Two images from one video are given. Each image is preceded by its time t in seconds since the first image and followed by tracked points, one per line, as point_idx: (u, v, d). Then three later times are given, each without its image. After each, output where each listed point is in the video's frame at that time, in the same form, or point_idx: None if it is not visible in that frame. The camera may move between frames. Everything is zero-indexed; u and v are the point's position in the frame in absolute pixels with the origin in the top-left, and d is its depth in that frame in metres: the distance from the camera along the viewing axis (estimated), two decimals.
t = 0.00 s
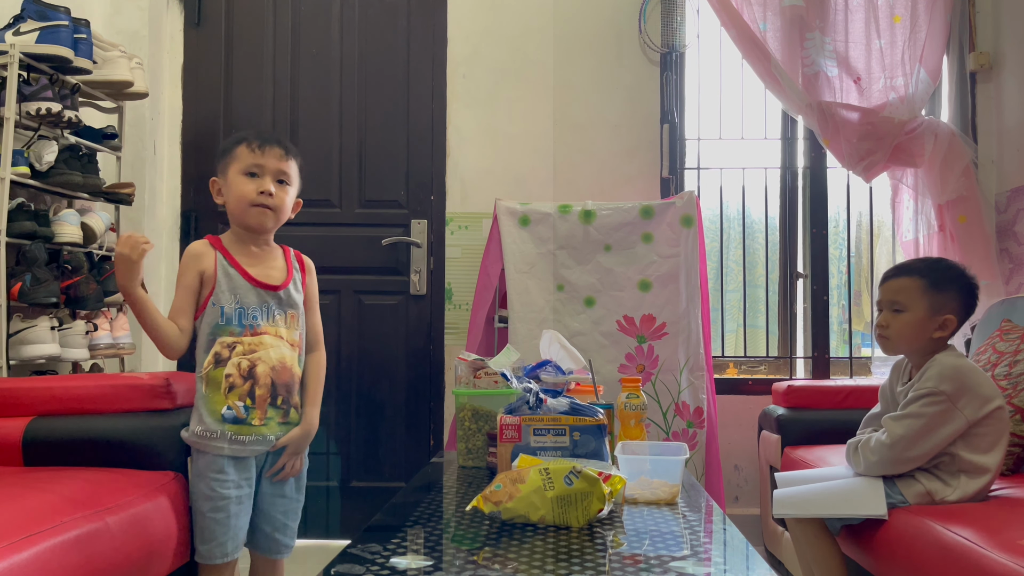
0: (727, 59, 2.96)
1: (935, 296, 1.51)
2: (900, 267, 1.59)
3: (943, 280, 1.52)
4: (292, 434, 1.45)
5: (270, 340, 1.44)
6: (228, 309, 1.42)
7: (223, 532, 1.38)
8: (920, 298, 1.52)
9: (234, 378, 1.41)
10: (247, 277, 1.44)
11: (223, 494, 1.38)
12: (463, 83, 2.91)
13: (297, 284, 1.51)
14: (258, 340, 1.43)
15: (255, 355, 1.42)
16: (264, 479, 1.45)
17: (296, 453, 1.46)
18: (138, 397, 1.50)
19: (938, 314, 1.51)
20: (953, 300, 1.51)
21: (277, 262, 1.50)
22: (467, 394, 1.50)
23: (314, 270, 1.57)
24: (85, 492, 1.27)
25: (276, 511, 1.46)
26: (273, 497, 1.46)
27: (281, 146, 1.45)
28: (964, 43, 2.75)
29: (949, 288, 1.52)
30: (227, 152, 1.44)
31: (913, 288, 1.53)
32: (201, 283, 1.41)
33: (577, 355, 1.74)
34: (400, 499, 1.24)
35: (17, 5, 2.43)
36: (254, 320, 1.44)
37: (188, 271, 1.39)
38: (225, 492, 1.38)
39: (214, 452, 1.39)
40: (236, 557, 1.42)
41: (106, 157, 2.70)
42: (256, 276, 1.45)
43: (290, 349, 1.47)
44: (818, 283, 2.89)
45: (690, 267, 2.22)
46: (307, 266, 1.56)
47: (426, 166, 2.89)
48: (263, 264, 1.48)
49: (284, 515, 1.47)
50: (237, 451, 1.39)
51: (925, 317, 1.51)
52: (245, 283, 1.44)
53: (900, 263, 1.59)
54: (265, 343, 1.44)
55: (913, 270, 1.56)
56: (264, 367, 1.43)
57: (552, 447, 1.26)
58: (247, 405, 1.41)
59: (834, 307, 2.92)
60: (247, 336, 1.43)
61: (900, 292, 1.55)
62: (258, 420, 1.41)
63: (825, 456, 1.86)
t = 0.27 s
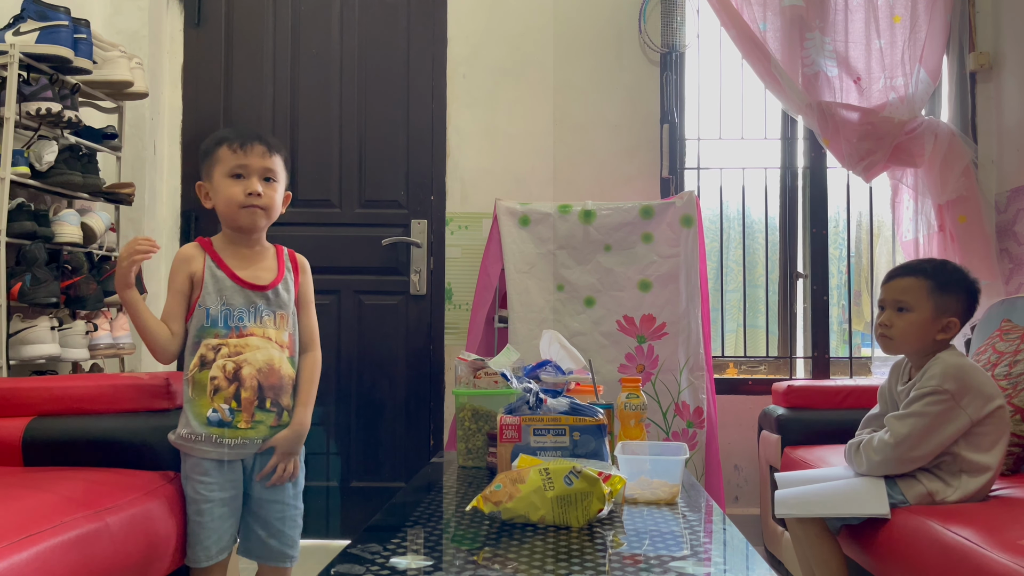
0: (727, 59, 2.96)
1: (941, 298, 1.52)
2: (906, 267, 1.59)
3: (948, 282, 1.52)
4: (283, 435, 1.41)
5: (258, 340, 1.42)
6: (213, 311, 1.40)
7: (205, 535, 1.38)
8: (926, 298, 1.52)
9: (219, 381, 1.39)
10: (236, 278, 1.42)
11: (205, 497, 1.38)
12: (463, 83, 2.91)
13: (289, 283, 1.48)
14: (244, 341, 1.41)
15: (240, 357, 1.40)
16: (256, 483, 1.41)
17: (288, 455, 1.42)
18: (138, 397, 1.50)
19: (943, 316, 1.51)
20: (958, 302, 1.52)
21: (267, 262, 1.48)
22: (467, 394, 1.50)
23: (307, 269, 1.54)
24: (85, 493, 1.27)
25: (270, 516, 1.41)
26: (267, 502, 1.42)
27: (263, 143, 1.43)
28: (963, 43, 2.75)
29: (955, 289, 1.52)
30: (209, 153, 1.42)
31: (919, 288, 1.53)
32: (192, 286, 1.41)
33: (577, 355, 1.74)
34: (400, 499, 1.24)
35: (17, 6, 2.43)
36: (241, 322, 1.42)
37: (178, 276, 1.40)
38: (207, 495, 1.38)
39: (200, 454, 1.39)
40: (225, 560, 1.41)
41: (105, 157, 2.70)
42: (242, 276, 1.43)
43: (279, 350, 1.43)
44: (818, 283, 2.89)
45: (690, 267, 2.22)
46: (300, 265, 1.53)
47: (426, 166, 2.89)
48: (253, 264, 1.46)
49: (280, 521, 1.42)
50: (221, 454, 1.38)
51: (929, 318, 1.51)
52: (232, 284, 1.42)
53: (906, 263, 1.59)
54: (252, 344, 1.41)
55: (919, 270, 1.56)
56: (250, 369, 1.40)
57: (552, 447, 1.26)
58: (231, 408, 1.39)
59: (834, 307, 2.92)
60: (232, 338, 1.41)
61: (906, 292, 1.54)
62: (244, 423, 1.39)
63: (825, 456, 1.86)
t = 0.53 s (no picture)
0: (727, 59, 2.96)
1: (938, 298, 1.51)
2: (906, 267, 1.59)
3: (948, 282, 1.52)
4: (283, 439, 1.40)
5: (262, 340, 1.41)
6: (218, 312, 1.41)
7: (205, 533, 1.38)
8: (924, 298, 1.52)
9: (222, 380, 1.38)
10: (240, 280, 1.43)
11: (204, 495, 1.38)
12: (463, 83, 2.91)
13: (295, 283, 1.47)
14: (247, 341, 1.40)
15: (243, 357, 1.40)
16: (257, 484, 1.41)
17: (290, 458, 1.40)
18: (138, 397, 1.51)
19: (940, 316, 1.51)
20: (956, 303, 1.51)
21: (273, 262, 1.47)
22: (467, 394, 1.50)
23: (315, 270, 1.52)
24: (85, 493, 1.27)
25: (270, 517, 1.41)
26: (268, 503, 1.41)
27: (250, 144, 1.42)
28: (963, 43, 2.75)
29: (954, 290, 1.52)
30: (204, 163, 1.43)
31: (916, 288, 1.53)
32: (200, 290, 1.42)
33: (577, 355, 1.74)
34: (400, 499, 1.24)
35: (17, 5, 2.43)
36: (245, 322, 1.42)
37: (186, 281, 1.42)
38: (206, 493, 1.38)
39: (201, 451, 1.40)
40: (225, 560, 1.41)
41: (105, 157, 2.70)
42: (246, 278, 1.43)
43: (283, 350, 1.42)
44: (818, 283, 2.89)
45: (690, 267, 2.22)
46: (308, 266, 1.51)
47: (426, 166, 2.89)
48: (259, 263, 1.46)
49: (280, 522, 1.41)
50: (221, 453, 1.38)
51: (927, 318, 1.51)
52: (236, 285, 1.43)
53: (907, 262, 1.59)
54: (255, 344, 1.40)
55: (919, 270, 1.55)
56: (253, 369, 1.39)
57: (552, 447, 1.26)
58: (234, 407, 1.38)
59: (834, 307, 2.92)
60: (236, 338, 1.40)
61: (904, 292, 1.54)
62: (246, 423, 1.39)
63: (825, 456, 1.86)
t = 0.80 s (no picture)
0: (727, 59, 2.96)
1: (935, 299, 1.51)
2: (904, 267, 1.58)
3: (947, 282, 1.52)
4: (304, 434, 1.47)
5: (283, 340, 1.48)
6: (241, 312, 1.47)
7: (234, 525, 1.40)
8: (921, 299, 1.52)
9: (247, 377, 1.44)
10: (262, 281, 1.48)
11: (234, 487, 1.41)
12: (463, 83, 2.91)
13: (311, 285, 1.53)
14: (270, 340, 1.47)
15: (266, 355, 1.46)
16: (279, 476, 1.48)
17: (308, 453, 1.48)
18: (138, 397, 1.51)
19: (937, 316, 1.51)
20: (954, 303, 1.51)
21: (291, 264, 1.53)
22: (467, 394, 1.50)
23: (331, 271, 1.59)
24: (85, 493, 1.27)
25: (290, 507, 1.49)
26: (288, 494, 1.49)
27: (277, 150, 1.47)
28: (964, 43, 2.75)
29: (952, 290, 1.51)
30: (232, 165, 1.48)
31: (913, 289, 1.53)
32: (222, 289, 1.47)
33: (577, 355, 1.74)
34: (400, 499, 1.24)
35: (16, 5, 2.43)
36: (266, 322, 1.48)
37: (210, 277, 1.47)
38: (237, 485, 1.41)
39: (229, 446, 1.43)
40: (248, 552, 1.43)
41: (105, 157, 2.70)
42: (268, 279, 1.49)
43: (303, 349, 1.49)
44: (818, 283, 2.89)
45: (690, 267, 2.22)
46: (324, 268, 1.58)
47: (426, 166, 2.89)
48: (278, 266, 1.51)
49: (299, 511, 1.49)
50: (247, 447, 1.43)
51: (923, 318, 1.51)
52: (257, 286, 1.48)
53: (905, 263, 1.59)
54: (276, 343, 1.47)
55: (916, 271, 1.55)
56: (276, 367, 1.46)
57: (552, 447, 1.26)
58: (258, 403, 1.44)
59: (834, 307, 2.92)
60: (259, 337, 1.47)
61: (901, 293, 1.55)
62: (270, 418, 1.45)
63: (825, 456, 1.86)
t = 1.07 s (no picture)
0: (727, 59, 2.96)
1: (936, 299, 1.51)
2: (904, 268, 1.58)
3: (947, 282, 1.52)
4: (309, 432, 1.53)
5: (293, 341, 1.51)
6: (257, 311, 1.48)
7: (247, 519, 1.43)
8: (922, 299, 1.52)
9: (260, 377, 1.46)
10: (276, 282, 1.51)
11: (246, 482, 1.44)
12: (463, 83, 2.91)
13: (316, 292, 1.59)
14: (283, 341, 1.50)
15: (281, 356, 1.48)
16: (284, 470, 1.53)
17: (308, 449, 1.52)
18: (138, 397, 1.52)
19: (937, 316, 1.51)
20: (954, 303, 1.51)
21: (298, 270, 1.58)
22: (467, 394, 1.50)
23: (329, 278, 1.66)
24: (85, 492, 1.27)
25: (297, 498, 1.54)
26: (294, 485, 1.54)
27: (333, 172, 1.53)
28: (964, 43, 2.75)
29: (952, 290, 1.51)
30: (285, 159, 1.53)
31: (914, 289, 1.53)
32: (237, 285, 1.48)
33: (577, 355, 1.74)
34: (400, 499, 1.24)
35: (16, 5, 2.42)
36: (280, 323, 1.50)
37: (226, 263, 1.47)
38: (249, 480, 1.44)
39: (241, 443, 1.45)
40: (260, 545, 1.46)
41: (105, 157, 2.70)
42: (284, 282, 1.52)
43: (310, 351, 1.54)
44: (818, 283, 2.89)
45: (690, 267, 2.22)
46: (323, 274, 1.64)
47: (426, 166, 2.89)
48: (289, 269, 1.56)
49: (304, 501, 1.55)
50: (261, 444, 1.45)
51: (924, 318, 1.51)
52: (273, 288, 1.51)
53: (905, 263, 1.59)
54: (289, 344, 1.50)
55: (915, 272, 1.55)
56: (288, 367, 1.49)
57: (552, 447, 1.26)
58: (271, 401, 1.47)
59: (834, 307, 2.92)
60: (274, 337, 1.49)
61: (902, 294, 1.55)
62: (282, 416, 1.48)
63: (825, 456, 1.86)
